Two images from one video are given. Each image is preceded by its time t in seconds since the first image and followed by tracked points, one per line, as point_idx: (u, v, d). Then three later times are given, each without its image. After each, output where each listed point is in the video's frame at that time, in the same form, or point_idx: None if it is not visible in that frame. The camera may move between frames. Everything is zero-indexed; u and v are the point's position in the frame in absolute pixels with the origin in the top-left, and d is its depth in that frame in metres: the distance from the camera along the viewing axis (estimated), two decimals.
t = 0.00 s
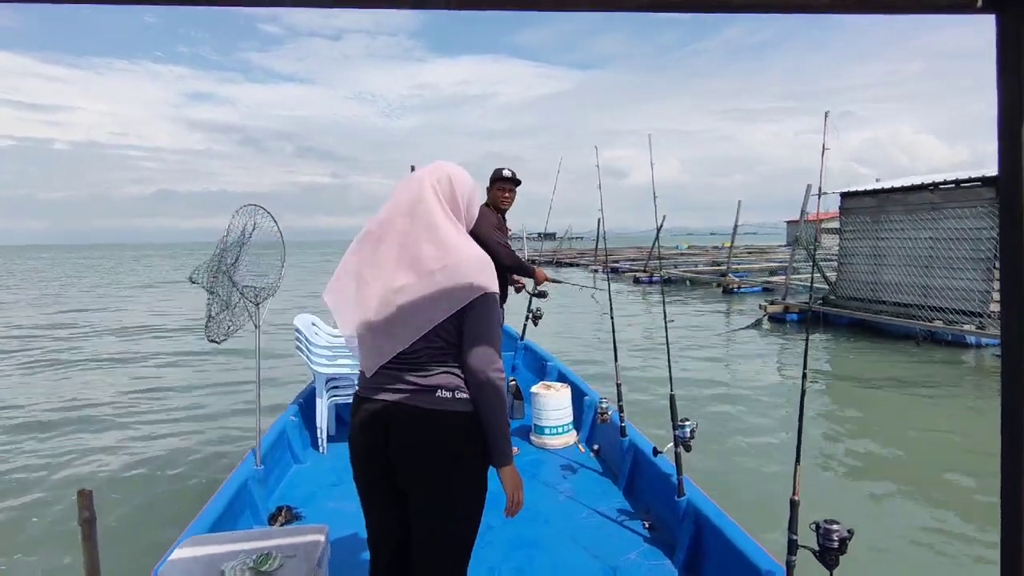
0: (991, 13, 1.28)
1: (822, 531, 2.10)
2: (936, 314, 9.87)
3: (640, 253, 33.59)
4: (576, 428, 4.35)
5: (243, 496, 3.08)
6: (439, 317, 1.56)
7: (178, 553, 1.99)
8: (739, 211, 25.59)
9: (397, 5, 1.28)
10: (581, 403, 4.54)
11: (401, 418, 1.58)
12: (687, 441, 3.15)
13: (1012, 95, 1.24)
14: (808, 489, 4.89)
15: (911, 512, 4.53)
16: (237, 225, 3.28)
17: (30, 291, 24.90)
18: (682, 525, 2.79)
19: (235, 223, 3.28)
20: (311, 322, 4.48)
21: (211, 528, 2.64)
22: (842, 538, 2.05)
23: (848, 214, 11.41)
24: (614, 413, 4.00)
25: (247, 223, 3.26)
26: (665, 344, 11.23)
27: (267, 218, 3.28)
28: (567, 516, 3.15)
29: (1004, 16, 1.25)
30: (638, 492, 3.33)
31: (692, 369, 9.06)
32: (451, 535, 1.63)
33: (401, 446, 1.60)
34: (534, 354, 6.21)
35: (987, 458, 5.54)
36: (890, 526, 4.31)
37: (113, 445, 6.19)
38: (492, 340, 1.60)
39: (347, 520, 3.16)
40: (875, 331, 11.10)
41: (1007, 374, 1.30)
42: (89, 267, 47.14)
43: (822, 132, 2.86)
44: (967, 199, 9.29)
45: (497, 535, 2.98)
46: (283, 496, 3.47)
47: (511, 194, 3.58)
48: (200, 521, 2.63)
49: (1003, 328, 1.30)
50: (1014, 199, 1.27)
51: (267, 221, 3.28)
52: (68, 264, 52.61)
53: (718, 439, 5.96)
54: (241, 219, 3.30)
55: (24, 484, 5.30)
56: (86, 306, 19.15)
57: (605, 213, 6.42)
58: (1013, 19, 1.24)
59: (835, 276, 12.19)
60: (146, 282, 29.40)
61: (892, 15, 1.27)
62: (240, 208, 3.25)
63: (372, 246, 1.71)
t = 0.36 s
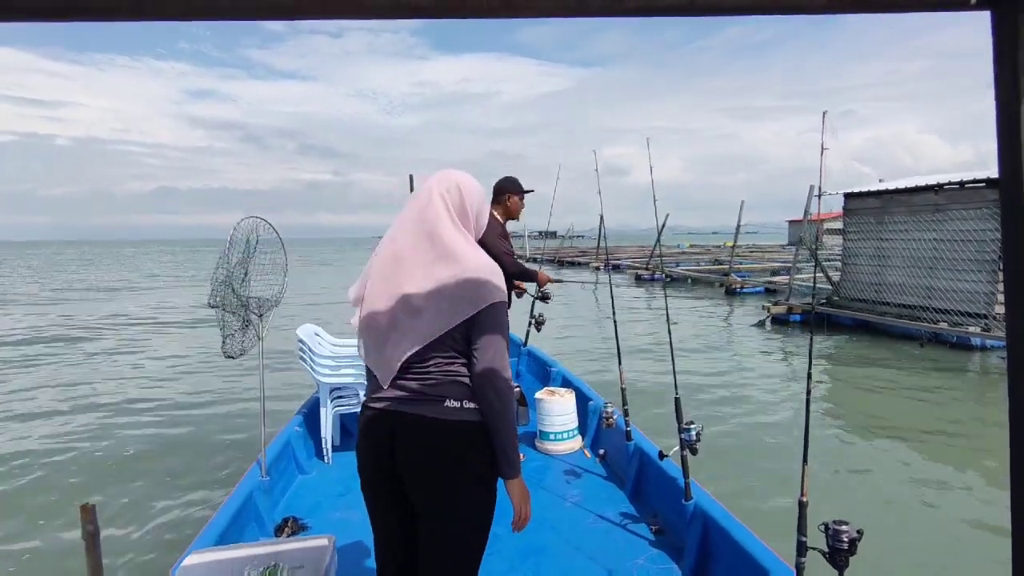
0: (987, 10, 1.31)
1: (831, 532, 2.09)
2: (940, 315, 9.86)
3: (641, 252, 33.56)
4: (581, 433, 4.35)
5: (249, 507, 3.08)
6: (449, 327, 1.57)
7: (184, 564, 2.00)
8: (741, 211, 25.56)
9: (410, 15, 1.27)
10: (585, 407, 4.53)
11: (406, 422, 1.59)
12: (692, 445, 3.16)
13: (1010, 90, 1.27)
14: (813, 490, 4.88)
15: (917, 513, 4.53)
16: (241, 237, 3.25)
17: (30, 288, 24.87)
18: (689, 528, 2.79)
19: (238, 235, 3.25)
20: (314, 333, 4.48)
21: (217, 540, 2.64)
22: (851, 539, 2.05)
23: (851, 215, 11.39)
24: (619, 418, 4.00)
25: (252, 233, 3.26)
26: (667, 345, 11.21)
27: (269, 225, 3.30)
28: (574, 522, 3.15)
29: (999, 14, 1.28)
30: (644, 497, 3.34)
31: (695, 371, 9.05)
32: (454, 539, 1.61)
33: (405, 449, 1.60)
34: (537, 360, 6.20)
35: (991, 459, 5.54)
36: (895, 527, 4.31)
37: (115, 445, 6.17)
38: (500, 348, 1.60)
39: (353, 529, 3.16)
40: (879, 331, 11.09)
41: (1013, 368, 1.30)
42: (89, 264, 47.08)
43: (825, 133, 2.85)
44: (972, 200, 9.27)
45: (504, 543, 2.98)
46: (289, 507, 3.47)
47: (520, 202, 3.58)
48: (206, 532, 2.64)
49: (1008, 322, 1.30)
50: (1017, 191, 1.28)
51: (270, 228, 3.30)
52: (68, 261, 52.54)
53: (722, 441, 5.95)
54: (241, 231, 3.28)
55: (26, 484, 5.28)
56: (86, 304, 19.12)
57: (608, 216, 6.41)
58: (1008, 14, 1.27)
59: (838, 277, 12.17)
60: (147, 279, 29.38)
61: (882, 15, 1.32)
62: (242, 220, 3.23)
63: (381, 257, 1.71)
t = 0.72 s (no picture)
0: (994, 17, 1.33)
1: (826, 537, 2.09)
2: (941, 316, 9.86)
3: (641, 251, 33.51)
4: (579, 434, 4.34)
5: (246, 501, 3.08)
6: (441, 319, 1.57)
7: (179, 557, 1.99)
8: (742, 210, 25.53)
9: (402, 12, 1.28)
10: (583, 407, 4.52)
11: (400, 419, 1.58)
12: (690, 447, 3.15)
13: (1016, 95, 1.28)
14: (810, 491, 4.88)
15: (913, 514, 4.53)
16: (243, 230, 3.25)
17: (34, 287, 25.03)
18: (686, 530, 2.79)
19: (241, 228, 3.26)
20: (314, 327, 4.49)
21: (212, 534, 2.64)
22: (846, 544, 2.05)
23: (852, 214, 11.39)
24: (617, 418, 4.00)
25: (254, 226, 3.26)
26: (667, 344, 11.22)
27: (271, 218, 3.30)
28: (571, 522, 3.15)
29: (1005, 20, 1.30)
30: (642, 498, 3.33)
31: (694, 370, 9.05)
32: (447, 535, 1.61)
33: (399, 445, 1.59)
34: (536, 359, 6.20)
35: (988, 460, 5.54)
36: (891, 528, 4.31)
37: (115, 443, 6.19)
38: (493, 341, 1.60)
39: (349, 525, 3.16)
40: (879, 332, 11.09)
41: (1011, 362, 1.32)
42: (92, 263, 47.28)
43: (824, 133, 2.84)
44: (973, 200, 9.27)
45: (500, 541, 2.98)
46: (285, 501, 3.47)
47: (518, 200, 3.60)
48: (202, 525, 2.64)
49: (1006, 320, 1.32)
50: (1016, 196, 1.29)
51: (271, 221, 3.30)
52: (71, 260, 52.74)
53: (721, 440, 5.95)
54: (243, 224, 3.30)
55: (25, 481, 5.29)
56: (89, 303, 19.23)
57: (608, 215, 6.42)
58: (1013, 22, 1.29)
59: (839, 277, 12.17)
60: (150, 278, 29.52)
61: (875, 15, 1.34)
62: (244, 213, 3.24)
63: (374, 254, 1.71)
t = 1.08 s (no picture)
0: (1001, 22, 1.36)
1: (814, 539, 2.09)
2: (940, 315, 9.86)
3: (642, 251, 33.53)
4: (572, 430, 4.34)
5: (238, 487, 3.09)
6: (427, 311, 1.56)
7: (169, 543, 1.97)
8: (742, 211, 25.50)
9: (385, 7, 1.30)
10: (577, 404, 4.52)
11: (385, 411, 1.57)
12: (682, 445, 3.15)
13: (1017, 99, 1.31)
14: (804, 490, 4.87)
15: (906, 514, 4.52)
16: (242, 216, 3.26)
17: (34, 288, 25.09)
18: (675, 529, 2.78)
19: (240, 213, 3.26)
20: (311, 316, 4.46)
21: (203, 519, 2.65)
22: (833, 547, 2.05)
23: (851, 213, 11.39)
24: (611, 415, 3.99)
25: (253, 213, 3.26)
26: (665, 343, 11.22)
27: (271, 207, 3.30)
28: (561, 516, 3.15)
29: (1011, 25, 1.33)
30: (633, 495, 3.33)
31: (692, 369, 9.05)
32: (432, 525, 1.61)
33: (385, 436, 1.58)
34: (531, 354, 6.20)
35: (984, 460, 5.53)
36: (884, 528, 4.30)
37: (111, 443, 6.20)
38: (480, 335, 1.59)
39: (340, 513, 3.17)
40: (878, 331, 11.10)
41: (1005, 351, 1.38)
42: (93, 265, 47.33)
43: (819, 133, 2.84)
44: (972, 199, 9.26)
45: (490, 534, 2.98)
46: (277, 487, 3.48)
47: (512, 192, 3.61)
48: (193, 510, 2.64)
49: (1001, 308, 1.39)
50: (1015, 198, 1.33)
51: (271, 210, 3.30)
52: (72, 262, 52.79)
53: (717, 439, 5.95)
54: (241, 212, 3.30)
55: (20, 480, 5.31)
56: (89, 304, 19.29)
57: (605, 214, 6.42)
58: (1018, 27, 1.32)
59: (839, 276, 12.17)
60: (151, 280, 29.58)
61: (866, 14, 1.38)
62: (244, 199, 3.24)
63: (363, 244, 1.71)
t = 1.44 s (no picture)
0: (997, 21, 1.36)
1: (807, 534, 2.08)
2: (943, 312, 9.84)
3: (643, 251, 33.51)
4: (568, 425, 4.33)
5: (234, 483, 3.08)
6: (426, 307, 1.56)
7: (165, 538, 1.97)
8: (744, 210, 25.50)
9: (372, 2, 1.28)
10: (574, 399, 4.51)
11: (384, 405, 1.57)
12: (677, 441, 3.14)
13: (1012, 96, 1.31)
14: (802, 488, 4.86)
15: (904, 512, 4.51)
16: (240, 213, 3.26)
17: (37, 290, 25.16)
18: (670, 525, 2.77)
19: (238, 210, 3.27)
20: (307, 312, 4.45)
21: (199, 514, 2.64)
22: (826, 542, 2.04)
23: (853, 211, 11.38)
24: (607, 411, 3.98)
25: (252, 210, 3.26)
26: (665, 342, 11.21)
27: (269, 204, 3.29)
28: (557, 511, 3.14)
29: (1008, 24, 1.33)
30: (628, 490, 3.32)
31: (692, 368, 9.04)
32: (431, 518, 1.60)
33: (385, 432, 1.58)
34: (529, 350, 6.19)
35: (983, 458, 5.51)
36: (881, 526, 4.29)
37: (110, 444, 6.21)
38: (478, 331, 1.59)
39: (336, 508, 3.16)
40: (881, 329, 11.09)
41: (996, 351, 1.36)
42: (96, 267, 47.45)
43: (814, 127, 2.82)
44: (973, 197, 9.25)
45: (485, 529, 2.98)
46: (273, 482, 3.48)
47: (513, 185, 3.61)
48: (189, 504, 2.64)
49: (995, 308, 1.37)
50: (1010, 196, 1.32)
51: (270, 207, 3.29)
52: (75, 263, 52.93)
53: (716, 438, 5.93)
54: (241, 209, 3.30)
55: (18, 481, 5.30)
56: (91, 306, 19.33)
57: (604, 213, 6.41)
58: (1014, 24, 1.31)
59: (841, 274, 12.17)
60: (150, 282, 29.56)
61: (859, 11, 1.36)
62: (242, 196, 3.24)
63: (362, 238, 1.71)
